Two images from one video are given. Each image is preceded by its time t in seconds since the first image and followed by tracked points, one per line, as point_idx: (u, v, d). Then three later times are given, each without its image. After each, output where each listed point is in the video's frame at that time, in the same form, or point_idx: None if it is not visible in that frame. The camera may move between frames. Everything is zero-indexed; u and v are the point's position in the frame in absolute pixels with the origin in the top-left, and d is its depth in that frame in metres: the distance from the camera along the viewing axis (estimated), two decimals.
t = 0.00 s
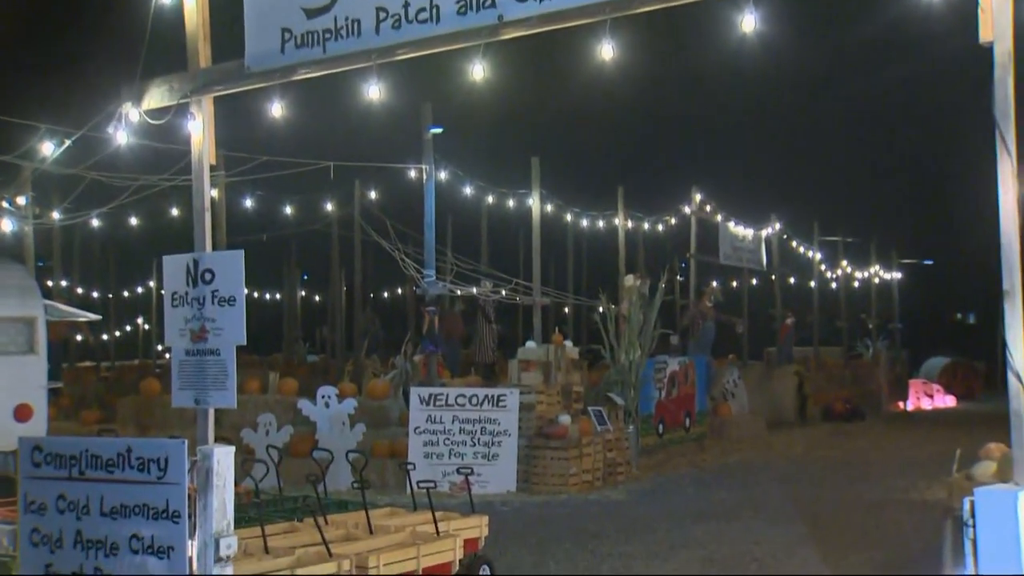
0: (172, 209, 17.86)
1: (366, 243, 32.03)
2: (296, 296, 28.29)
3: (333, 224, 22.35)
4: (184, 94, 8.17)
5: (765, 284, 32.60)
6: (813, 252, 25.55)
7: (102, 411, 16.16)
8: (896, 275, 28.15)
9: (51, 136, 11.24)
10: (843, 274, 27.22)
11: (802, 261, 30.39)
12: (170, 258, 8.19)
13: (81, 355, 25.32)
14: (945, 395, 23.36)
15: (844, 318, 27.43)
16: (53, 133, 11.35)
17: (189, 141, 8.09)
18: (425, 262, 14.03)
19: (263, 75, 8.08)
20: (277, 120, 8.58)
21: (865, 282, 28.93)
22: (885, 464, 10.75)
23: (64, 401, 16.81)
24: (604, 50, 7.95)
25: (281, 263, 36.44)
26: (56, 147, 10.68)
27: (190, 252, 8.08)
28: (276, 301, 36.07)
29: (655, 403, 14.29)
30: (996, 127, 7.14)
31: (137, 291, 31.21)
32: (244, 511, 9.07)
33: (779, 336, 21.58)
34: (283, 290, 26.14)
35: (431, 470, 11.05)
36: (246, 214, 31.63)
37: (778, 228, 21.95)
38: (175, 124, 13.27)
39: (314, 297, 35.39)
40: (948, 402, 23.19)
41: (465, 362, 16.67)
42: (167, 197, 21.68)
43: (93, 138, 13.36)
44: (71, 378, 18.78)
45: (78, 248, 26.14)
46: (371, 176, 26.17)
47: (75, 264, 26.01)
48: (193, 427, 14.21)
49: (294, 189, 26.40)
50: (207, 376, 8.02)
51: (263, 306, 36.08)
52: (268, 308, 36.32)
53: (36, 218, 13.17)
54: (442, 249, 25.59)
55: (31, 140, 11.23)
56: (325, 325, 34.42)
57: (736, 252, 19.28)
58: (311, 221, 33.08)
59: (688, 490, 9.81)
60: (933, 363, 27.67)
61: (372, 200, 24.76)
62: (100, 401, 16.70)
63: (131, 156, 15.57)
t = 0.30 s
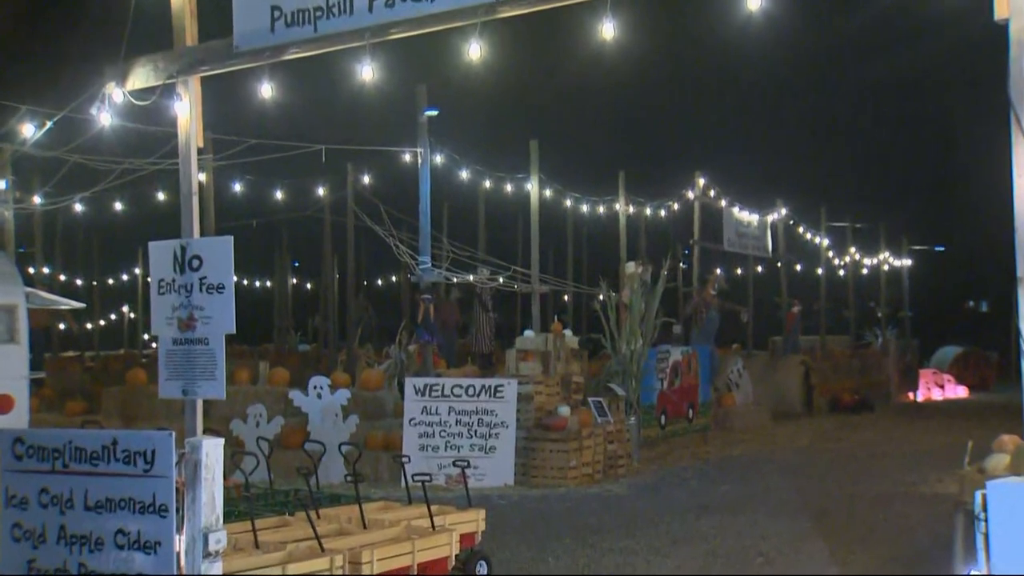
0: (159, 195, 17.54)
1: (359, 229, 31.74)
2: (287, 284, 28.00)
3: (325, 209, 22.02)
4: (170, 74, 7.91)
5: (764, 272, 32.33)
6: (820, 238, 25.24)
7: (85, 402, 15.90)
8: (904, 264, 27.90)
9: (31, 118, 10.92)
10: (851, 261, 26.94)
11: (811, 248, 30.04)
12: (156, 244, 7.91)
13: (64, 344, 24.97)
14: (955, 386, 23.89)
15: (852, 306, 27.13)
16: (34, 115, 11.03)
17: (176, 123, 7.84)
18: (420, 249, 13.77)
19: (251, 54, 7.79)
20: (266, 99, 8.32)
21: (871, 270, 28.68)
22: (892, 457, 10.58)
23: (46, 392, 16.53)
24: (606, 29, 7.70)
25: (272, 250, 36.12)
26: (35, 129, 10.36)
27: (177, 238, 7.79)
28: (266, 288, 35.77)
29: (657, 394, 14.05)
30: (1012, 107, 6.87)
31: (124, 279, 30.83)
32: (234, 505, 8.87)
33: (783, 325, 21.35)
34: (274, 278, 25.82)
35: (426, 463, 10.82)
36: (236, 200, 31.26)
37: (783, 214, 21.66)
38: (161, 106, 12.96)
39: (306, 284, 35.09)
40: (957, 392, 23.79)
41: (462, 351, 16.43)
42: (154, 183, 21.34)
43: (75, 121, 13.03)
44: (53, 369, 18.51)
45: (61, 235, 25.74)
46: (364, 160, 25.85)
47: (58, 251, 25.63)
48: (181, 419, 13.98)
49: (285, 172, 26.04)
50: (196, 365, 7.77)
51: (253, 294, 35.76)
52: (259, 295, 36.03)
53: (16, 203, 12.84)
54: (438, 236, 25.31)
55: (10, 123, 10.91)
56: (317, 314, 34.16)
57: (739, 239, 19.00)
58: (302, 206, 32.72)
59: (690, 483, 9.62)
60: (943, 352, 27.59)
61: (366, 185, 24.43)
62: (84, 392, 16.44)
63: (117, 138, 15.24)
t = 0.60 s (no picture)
0: (145, 182, 17.23)
1: (354, 218, 31.38)
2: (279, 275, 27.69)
3: (317, 196, 21.67)
4: (157, 57, 7.65)
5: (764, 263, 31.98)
6: (829, 228, 24.91)
7: (69, 395, 15.62)
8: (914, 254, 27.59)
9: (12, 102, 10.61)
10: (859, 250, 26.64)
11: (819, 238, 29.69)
12: (142, 233, 7.64)
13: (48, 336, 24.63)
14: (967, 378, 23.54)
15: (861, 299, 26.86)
16: (14, 100, 10.73)
17: (163, 107, 7.57)
18: (417, 238, 13.51)
19: (242, 36, 7.53)
20: (257, 83, 8.05)
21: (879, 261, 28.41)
22: (901, 452, 10.37)
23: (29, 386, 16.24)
24: (609, 10, 7.44)
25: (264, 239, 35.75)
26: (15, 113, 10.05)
27: (164, 226, 7.52)
28: (258, 278, 35.42)
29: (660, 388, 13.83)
30: None
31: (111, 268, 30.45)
32: (224, 503, 8.65)
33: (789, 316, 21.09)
34: (265, 269, 25.49)
35: (422, 459, 10.60)
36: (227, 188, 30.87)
37: (790, 203, 21.34)
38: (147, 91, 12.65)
39: (298, 274, 34.76)
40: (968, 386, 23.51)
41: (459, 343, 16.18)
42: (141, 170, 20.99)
43: (58, 106, 12.72)
44: (36, 362, 18.22)
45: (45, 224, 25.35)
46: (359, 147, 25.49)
47: (41, 241, 25.23)
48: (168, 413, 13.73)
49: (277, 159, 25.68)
50: (183, 359, 7.52)
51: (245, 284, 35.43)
52: (250, 285, 35.68)
53: None
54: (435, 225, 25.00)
55: None
56: (311, 305, 33.86)
57: (745, 228, 18.70)
58: (294, 194, 32.35)
59: (693, 479, 9.40)
60: (955, 345, 27.58)
61: (360, 172, 24.08)
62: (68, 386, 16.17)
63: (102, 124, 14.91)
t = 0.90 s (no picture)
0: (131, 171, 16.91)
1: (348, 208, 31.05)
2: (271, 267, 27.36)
3: (309, 185, 21.34)
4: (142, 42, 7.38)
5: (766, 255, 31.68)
6: (837, 218, 24.60)
7: (51, 393, 15.32)
8: (924, 245, 27.29)
9: None
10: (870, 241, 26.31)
11: (826, 228, 29.39)
12: (128, 224, 7.38)
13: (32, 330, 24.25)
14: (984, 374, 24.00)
15: (870, 292, 26.53)
16: None
17: (149, 94, 7.31)
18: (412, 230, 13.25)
19: (230, 20, 7.28)
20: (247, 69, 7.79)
21: (884, 253, 28.12)
22: (910, 449, 10.15)
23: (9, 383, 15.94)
24: None
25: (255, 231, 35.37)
26: None
27: (152, 217, 7.27)
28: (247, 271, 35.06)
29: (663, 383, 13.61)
30: None
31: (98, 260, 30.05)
32: (213, 503, 8.42)
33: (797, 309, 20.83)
34: (256, 261, 25.17)
35: (418, 457, 10.38)
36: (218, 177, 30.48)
37: (796, 193, 21.06)
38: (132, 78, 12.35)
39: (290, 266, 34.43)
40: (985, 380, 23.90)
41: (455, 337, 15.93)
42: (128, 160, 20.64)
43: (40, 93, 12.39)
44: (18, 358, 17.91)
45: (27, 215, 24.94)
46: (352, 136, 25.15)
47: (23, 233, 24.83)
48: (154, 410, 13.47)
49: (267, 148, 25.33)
50: (171, 353, 7.27)
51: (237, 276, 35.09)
52: (241, 278, 35.34)
53: None
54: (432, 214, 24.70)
55: None
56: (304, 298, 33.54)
57: (752, 219, 18.42)
58: (285, 183, 31.98)
59: (695, 477, 9.18)
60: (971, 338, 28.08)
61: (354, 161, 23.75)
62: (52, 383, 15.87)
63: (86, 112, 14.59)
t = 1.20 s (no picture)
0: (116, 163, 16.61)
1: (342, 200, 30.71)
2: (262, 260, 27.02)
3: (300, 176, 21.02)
4: (126, 26, 7.15)
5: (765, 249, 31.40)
6: (842, 209, 24.33)
7: (32, 390, 15.03)
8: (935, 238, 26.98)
9: None
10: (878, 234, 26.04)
11: (831, 220, 29.13)
12: (111, 216, 7.14)
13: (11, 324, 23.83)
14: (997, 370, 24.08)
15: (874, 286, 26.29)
16: None
17: (133, 81, 7.08)
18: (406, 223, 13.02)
19: (217, 5, 7.04)
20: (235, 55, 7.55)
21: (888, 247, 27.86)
22: (918, 448, 9.94)
23: None
24: None
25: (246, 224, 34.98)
26: None
27: (136, 208, 7.04)
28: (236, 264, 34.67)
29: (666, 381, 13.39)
30: None
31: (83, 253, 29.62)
32: (200, 503, 8.20)
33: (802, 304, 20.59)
34: (245, 254, 24.85)
35: (412, 456, 10.16)
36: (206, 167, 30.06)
37: (801, 184, 20.82)
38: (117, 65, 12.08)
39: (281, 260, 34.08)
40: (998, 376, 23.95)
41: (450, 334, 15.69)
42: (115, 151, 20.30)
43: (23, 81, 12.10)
44: None
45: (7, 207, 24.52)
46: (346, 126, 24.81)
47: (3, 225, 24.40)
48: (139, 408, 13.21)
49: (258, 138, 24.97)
50: (156, 348, 7.04)
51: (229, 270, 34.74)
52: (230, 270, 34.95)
53: None
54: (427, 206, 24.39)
55: None
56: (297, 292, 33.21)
57: (758, 210, 18.19)
58: (277, 174, 31.60)
59: (696, 477, 8.98)
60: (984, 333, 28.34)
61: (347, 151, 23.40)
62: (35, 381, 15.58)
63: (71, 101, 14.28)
